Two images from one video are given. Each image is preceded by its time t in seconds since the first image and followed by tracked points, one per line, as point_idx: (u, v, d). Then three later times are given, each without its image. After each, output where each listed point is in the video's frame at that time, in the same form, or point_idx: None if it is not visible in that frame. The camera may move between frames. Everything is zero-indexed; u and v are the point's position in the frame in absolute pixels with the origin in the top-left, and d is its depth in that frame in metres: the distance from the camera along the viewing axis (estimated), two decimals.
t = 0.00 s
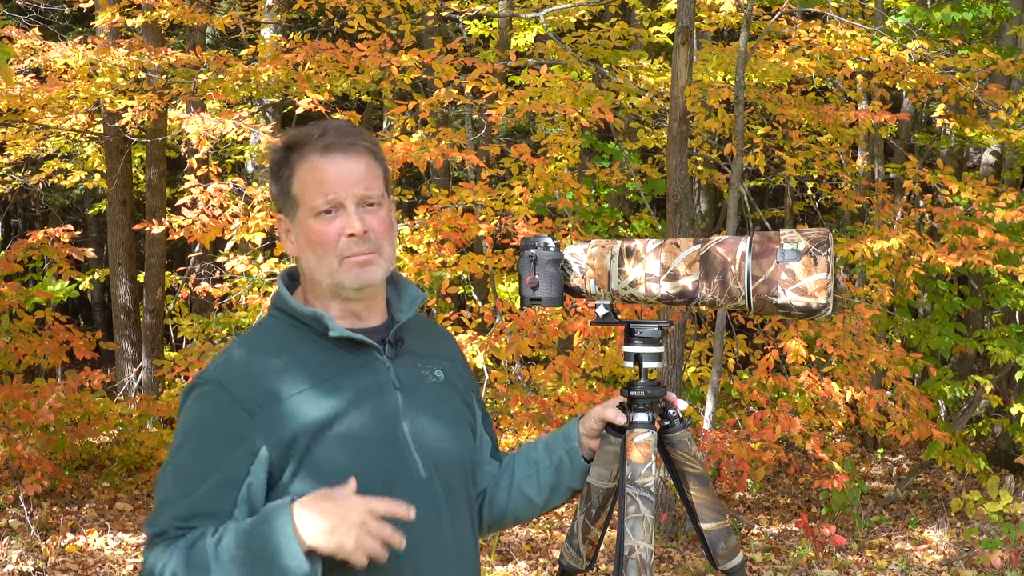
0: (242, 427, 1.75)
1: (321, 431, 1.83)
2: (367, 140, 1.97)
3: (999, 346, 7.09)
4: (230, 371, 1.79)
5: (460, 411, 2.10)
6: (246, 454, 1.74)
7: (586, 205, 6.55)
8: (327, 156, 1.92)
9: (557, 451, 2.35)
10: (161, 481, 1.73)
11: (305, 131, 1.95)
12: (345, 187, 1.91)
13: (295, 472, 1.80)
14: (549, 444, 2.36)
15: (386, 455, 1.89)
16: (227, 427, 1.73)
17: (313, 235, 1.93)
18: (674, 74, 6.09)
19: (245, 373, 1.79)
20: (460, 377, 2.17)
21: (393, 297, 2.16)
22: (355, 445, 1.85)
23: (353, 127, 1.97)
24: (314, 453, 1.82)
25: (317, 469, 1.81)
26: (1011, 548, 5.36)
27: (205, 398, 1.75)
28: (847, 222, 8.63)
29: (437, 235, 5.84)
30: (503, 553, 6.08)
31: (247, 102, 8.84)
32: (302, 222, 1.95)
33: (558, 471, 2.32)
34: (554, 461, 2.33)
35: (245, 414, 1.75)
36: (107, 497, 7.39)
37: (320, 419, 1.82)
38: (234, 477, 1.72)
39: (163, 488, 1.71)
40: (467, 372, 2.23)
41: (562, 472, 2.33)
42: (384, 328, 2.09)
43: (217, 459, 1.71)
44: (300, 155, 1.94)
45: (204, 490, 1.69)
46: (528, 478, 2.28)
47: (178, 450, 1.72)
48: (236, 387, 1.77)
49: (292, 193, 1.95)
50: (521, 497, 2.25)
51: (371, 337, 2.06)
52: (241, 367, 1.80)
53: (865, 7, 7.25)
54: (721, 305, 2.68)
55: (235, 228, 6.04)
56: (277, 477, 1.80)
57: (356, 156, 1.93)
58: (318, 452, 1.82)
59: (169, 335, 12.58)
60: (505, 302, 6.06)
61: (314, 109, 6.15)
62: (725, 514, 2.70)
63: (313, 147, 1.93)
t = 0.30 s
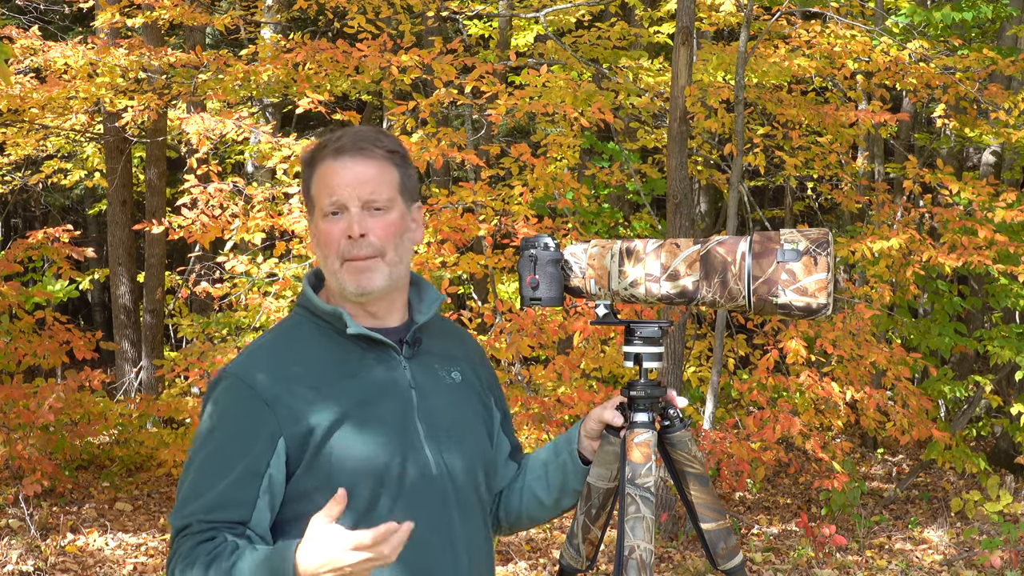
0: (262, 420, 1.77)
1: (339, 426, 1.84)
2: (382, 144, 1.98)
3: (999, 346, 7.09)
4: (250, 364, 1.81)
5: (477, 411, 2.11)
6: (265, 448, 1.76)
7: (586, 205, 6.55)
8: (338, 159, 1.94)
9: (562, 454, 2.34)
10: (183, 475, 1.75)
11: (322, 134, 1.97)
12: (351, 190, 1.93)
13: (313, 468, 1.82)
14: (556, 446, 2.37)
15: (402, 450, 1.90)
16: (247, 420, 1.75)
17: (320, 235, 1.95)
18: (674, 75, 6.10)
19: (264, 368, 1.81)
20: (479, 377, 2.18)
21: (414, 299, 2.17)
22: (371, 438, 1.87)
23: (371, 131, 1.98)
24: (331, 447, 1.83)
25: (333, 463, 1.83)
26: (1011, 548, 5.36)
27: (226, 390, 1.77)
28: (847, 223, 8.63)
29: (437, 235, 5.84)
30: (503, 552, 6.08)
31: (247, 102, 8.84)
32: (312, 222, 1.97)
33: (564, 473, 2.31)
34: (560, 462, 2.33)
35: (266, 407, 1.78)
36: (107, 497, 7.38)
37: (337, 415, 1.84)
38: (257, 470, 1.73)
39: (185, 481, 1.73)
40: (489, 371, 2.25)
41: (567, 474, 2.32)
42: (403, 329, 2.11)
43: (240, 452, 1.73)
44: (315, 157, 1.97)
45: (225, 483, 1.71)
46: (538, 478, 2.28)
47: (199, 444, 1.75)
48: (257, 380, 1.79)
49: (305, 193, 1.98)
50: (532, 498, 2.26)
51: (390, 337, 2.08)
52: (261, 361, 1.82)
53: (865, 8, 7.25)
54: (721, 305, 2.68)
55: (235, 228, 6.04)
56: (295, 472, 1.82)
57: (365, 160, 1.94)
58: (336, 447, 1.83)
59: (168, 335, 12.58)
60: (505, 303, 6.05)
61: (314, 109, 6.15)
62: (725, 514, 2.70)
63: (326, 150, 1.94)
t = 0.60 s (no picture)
0: (267, 421, 1.79)
1: (342, 428, 1.85)
2: (408, 158, 1.98)
3: (999, 346, 7.09)
4: (257, 365, 1.83)
5: (484, 416, 2.10)
6: (269, 449, 1.78)
7: (586, 205, 6.55)
8: (366, 170, 1.95)
9: (563, 454, 2.36)
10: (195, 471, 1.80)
11: (352, 143, 1.98)
12: (376, 200, 1.93)
13: (316, 470, 1.83)
14: (558, 446, 2.39)
15: (405, 452, 1.89)
16: (252, 421, 1.78)
17: (341, 241, 1.95)
18: (674, 74, 6.10)
19: (271, 369, 1.83)
20: (488, 382, 2.18)
21: (426, 303, 2.14)
22: (373, 441, 1.86)
23: (398, 143, 1.99)
24: (335, 449, 1.84)
25: (335, 465, 1.84)
26: (1011, 548, 5.36)
27: (234, 390, 1.81)
28: (847, 223, 8.63)
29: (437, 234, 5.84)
30: (503, 552, 6.08)
31: (247, 101, 8.84)
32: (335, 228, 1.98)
33: (564, 473, 2.33)
34: (561, 463, 2.34)
35: (270, 408, 1.80)
36: (107, 496, 7.38)
37: (341, 417, 1.85)
38: (260, 470, 1.76)
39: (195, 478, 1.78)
40: (499, 374, 2.26)
41: (569, 474, 2.34)
42: (413, 333, 2.10)
43: (244, 452, 1.76)
44: (343, 165, 1.97)
45: (231, 483, 1.75)
46: (545, 480, 2.33)
47: (208, 442, 1.79)
48: (265, 383, 1.81)
49: (331, 200, 1.98)
50: (538, 499, 2.31)
51: (399, 342, 2.07)
52: (268, 363, 1.84)
53: (865, 7, 7.25)
54: (721, 305, 2.68)
55: (235, 228, 6.04)
56: (301, 472, 1.84)
57: (391, 173, 1.95)
58: (339, 448, 1.84)
59: (168, 335, 12.59)
60: (505, 302, 6.05)
61: (314, 109, 6.15)
62: (725, 514, 2.70)
63: (354, 160, 1.95)
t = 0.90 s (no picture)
0: (271, 410, 1.76)
1: (343, 422, 1.84)
2: (412, 156, 1.98)
3: (999, 346, 7.09)
4: (259, 356, 1.81)
5: (480, 413, 2.11)
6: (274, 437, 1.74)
7: (586, 205, 6.55)
8: (371, 168, 1.94)
9: (562, 453, 2.30)
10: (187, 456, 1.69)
11: (356, 138, 1.97)
12: (383, 199, 1.93)
13: (316, 464, 1.80)
14: (558, 446, 2.33)
15: (405, 447, 1.89)
16: (257, 409, 1.74)
17: (346, 240, 1.95)
18: (674, 75, 6.10)
19: (273, 361, 1.81)
20: (484, 380, 2.19)
21: (420, 302, 2.17)
22: (373, 435, 1.86)
23: (401, 142, 1.98)
24: (335, 442, 1.82)
25: (336, 459, 1.82)
26: (1011, 548, 5.35)
27: (237, 379, 1.77)
28: (847, 223, 8.63)
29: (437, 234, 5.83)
30: (503, 552, 6.08)
31: (247, 101, 8.84)
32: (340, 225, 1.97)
33: (564, 473, 2.27)
34: (561, 462, 2.28)
35: (274, 397, 1.77)
36: (107, 497, 7.38)
37: (342, 411, 1.84)
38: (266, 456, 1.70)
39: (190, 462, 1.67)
40: (495, 372, 2.27)
41: (569, 473, 2.27)
42: (408, 331, 2.12)
43: (249, 437, 1.70)
44: (346, 163, 1.95)
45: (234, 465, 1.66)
46: (542, 479, 2.27)
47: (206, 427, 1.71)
48: (270, 372, 1.79)
49: (333, 197, 1.97)
50: (535, 498, 2.25)
51: (394, 339, 2.09)
52: (270, 355, 1.82)
53: (865, 8, 7.25)
54: (721, 305, 2.68)
55: (235, 228, 6.04)
56: (299, 465, 1.80)
57: (397, 172, 1.94)
58: (339, 442, 1.83)
59: (168, 335, 12.60)
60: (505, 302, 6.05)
61: (314, 109, 6.15)
62: (725, 514, 2.70)
63: (359, 157, 1.94)
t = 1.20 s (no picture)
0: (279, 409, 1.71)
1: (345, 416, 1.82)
2: (367, 143, 1.95)
3: (999, 346, 7.09)
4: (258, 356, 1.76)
5: (470, 408, 2.13)
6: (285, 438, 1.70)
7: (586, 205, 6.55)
8: (325, 161, 1.92)
9: (563, 436, 2.29)
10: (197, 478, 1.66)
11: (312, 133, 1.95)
12: (338, 192, 1.92)
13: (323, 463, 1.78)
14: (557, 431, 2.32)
15: (403, 445, 1.88)
16: (268, 410, 1.69)
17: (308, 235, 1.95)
18: (674, 75, 6.10)
19: (274, 360, 1.77)
20: (472, 377, 2.22)
21: (409, 298, 2.18)
22: (377, 429, 1.85)
23: (356, 129, 1.95)
24: (340, 438, 1.80)
25: (342, 454, 1.80)
26: (1011, 549, 5.35)
27: (239, 381, 1.71)
28: (847, 223, 8.63)
29: (437, 234, 5.84)
30: (503, 552, 6.08)
31: (247, 101, 8.84)
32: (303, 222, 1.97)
33: (567, 455, 2.27)
34: (562, 445, 2.28)
35: (282, 396, 1.73)
36: (107, 497, 7.37)
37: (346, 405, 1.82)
38: (277, 459, 1.66)
39: (203, 482, 1.64)
40: (482, 370, 2.29)
41: (571, 456, 2.27)
42: (399, 327, 2.13)
43: (264, 442, 1.66)
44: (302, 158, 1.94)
45: (253, 474, 1.63)
46: (542, 465, 2.27)
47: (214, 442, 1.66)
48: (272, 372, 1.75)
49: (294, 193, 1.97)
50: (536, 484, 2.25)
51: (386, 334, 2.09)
52: (270, 354, 1.78)
53: (865, 8, 7.25)
54: (721, 305, 2.68)
55: (235, 228, 6.04)
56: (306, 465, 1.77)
57: (351, 162, 1.92)
58: (344, 436, 1.81)
59: (168, 335, 12.61)
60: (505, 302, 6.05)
61: (314, 109, 6.15)
62: (725, 514, 2.72)
63: (313, 151, 1.92)
